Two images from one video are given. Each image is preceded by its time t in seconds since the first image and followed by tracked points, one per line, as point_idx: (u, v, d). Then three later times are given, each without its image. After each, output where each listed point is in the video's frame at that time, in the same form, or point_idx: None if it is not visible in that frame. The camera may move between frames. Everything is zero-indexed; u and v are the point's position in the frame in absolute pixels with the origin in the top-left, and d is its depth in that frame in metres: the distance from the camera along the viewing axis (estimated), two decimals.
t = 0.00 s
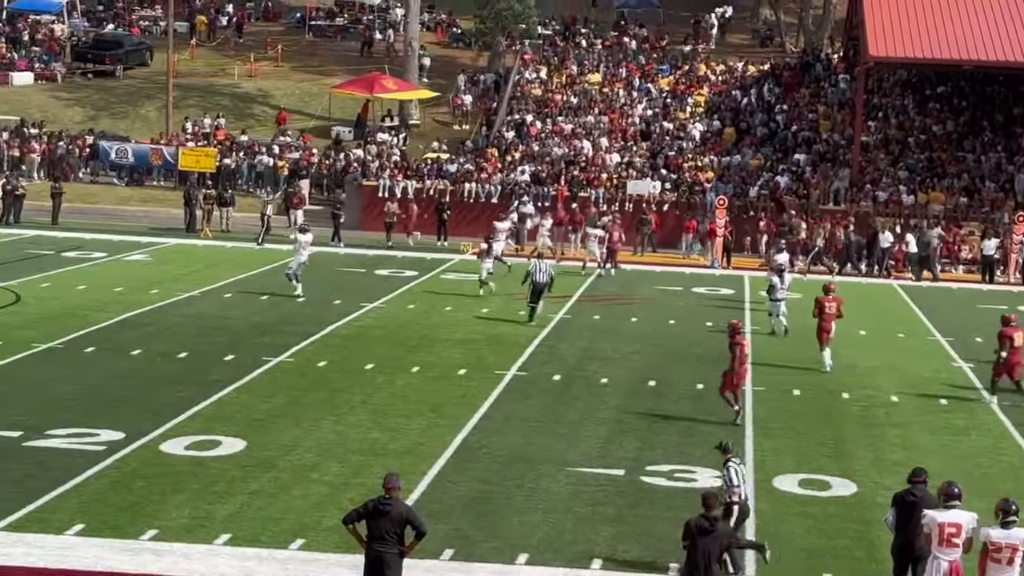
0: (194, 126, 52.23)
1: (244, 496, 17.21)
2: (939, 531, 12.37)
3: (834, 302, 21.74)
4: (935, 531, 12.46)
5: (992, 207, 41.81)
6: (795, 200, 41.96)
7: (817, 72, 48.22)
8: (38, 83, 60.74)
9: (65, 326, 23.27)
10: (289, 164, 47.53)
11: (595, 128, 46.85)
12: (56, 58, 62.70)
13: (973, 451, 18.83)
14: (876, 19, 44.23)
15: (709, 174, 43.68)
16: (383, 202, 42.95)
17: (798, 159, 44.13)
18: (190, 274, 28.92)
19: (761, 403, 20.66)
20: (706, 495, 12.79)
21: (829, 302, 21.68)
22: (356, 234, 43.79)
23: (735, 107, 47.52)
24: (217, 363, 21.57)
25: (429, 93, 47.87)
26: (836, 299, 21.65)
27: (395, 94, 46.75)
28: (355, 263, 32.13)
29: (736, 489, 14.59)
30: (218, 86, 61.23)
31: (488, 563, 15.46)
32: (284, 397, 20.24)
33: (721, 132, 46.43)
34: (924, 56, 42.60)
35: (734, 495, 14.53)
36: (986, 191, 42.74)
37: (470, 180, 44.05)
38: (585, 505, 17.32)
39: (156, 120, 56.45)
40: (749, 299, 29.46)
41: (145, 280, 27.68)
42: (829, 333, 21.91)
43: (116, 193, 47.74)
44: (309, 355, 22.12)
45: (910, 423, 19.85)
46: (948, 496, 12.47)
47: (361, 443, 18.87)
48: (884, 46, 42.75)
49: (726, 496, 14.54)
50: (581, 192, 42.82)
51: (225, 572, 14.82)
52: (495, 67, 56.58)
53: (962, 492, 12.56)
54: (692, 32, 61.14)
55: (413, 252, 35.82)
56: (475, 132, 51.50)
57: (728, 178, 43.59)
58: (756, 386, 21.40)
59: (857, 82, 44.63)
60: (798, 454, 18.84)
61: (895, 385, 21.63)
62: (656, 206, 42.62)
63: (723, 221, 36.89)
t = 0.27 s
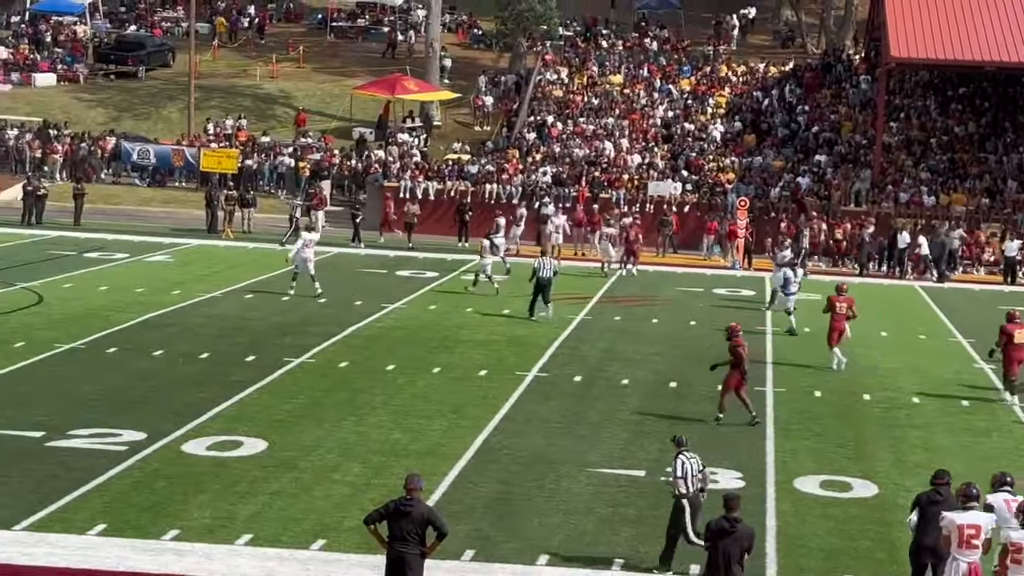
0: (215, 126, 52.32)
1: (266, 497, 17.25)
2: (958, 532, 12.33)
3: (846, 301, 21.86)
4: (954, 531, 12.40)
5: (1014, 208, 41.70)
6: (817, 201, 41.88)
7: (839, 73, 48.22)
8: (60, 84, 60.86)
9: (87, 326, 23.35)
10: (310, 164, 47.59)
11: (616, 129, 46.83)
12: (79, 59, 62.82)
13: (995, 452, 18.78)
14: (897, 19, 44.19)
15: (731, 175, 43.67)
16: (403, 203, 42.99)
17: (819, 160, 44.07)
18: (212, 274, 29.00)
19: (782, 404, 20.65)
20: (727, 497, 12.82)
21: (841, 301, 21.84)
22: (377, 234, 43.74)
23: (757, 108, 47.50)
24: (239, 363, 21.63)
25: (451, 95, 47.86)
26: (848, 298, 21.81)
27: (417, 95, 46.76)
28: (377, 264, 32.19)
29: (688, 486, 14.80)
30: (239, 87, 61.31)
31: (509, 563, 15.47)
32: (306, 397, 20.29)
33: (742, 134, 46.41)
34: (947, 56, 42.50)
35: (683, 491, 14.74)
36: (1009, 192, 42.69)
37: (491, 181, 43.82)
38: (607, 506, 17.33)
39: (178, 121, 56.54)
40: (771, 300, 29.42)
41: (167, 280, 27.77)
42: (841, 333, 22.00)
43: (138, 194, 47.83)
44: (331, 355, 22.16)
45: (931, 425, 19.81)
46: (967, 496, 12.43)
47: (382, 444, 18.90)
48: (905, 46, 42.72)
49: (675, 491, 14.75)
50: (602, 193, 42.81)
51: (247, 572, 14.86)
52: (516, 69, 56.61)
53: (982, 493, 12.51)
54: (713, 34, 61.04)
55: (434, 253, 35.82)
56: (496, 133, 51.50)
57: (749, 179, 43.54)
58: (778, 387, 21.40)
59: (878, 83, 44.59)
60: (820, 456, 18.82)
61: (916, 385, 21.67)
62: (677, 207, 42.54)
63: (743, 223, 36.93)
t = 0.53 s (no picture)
0: (228, 126, 52.38)
1: (280, 497, 17.25)
2: (969, 532, 12.30)
3: (852, 298, 22.12)
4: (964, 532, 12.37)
5: None
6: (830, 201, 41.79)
7: (852, 73, 48.25)
8: (74, 84, 60.91)
9: (101, 326, 23.39)
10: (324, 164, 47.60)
11: (629, 130, 46.79)
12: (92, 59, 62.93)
13: (1008, 452, 18.74)
14: (911, 19, 44.10)
15: (744, 175, 43.62)
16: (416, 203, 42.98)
17: (833, 160, 44.00)
18: (226, 274, 29.03)
19: (797, 404, 20.63)
20: (741, 496, 12.78)
21: (847, 298, 22.05)
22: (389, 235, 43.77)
23: (771, 109, 47.46)
24: (252, 363, 21.64)
25: (464, 94, 47.84)
26: (855, 295, 22.06)
27: (430, 96, 46.78)
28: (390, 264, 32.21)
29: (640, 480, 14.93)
30: (253, 88, 61.37)
31: (522, 563, 15.47)
32: (319, 397, 20.29)
33: (755, 136, 46.35)
34: (961, 57, 42.50)
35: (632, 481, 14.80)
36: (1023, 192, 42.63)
37: (504, 182, 43.53)
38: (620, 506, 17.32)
39: (191, 122, 56.60)
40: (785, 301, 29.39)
41: (181, 280, 27.79)
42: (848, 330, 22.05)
43: (151, 194, 47.87)
44: (344, 355, 22.18)
45: (945, 425, 19.77)
46: (977, 495, 12.38)
47: (396, 444, 18.91)
48: (918, 47, 42.63)
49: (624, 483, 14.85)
50: (615, 194, 42.51)
51: (260, 572, 14.87)
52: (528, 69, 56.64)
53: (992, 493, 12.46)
54: (726, 34, 60.99)
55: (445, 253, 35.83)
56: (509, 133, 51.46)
57: (762, 180, 43.47)
58: (792, 387, 21.38)
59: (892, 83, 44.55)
60: (833, 456, 18.79)
61: (931, 385, 21.69)
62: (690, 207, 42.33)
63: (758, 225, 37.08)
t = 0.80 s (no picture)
0: (232, 126, 52.37)
1: (284, 496, 17.25)
2: (971, 532, 12.32)
3: (849, 297, 22.01)
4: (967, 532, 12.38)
5: None
6: (835, 201, 41.74)
7: (856, 71, 48.16)
8: (79, 84, 60.93)
9: (105, 325, 23.39)
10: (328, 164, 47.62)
11: (633, 130, 46.79)
12: (97, 59, 62.94)
13: (1012, 451, 18.72)
14: (915, 19, 44.03)
15: (748, 175, 43.63)
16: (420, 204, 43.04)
17: (838, 160, 43.99)
18: (230, 273, 29.03)
19: (802, 404, 20.61)
20: (745, 496, 12.71)
21: (844, 298, 21.95)
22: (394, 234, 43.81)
23: (775, 108, 47.44)
24: (256, 363, 21.65)
25: (468, 94, 47.85)
26: (852, 295, 21.95)
27: (434, 95, 46.79)
28: (394, 263, 32.21)
29: (583, 476, 15.01)
30: (257, 87, 61.39)
31: (527, 563, 15.46)
32: (323, 397, 20.29)
33: (760, 137, 46.33)
34: (965, 56, 42.46)
35: (574, 482, 14.97)
36: None
37: (508, 181, 43.72)
38: (624, 506, 17.32)
39: (196, 121, 56.59)
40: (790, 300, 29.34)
41: (185, 280, 27.80)
42: (844, 328, 22.10)
43: (155, 193, 47.89)
44: (348, 355, 22.18)
45: (950, 424, 19.75)
46: (980, 496, 12.36)
47: (400, 443, 18.90)
48: (921, 46, 42.56)
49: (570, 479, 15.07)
50: (620, 191, 42.57)
51: (264, 572, 14.86)
52: (533, 68, 56.59)
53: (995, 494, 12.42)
54: (730, 33, 60.92)
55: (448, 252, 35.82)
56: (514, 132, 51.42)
57: (768, 178, 43.42)
58: (796, 387, 21.37)
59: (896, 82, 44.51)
60: (837, 456, 18.77)
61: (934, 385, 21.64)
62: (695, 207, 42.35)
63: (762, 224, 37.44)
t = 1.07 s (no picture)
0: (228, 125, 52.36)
1: (280, 494, 17.25)
2: (967, 530, 12.30)
3: (841, 292, 22.09)
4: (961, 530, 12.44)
5: None
6: (830, 198, 41.73)
7: (852, 67, 47.98)
8: (75, 82, 60.92)
9: (102, 323, 23.39)
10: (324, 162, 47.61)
11: (629, 128, 46.80)
12: (92, 56, 62.92)
13: (1008, 450, 18.69)
14: (910, 18, 44.01)
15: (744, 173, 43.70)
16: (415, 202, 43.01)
17: (834, 158, 43.99)
18: (226, 271, 29.04)
19: (799, 402, 20.59)
20: (742, 495, 12.71)
21: (836, 292, 22.06)
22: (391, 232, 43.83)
23: (771, 107, 47.46)
24: (252, 361, 21.65)
25: (464, 92, 47.87)
26: (845, 290, 22.04)
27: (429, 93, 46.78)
28: (390, 261, 32.21)
29: (525, 474, 15.00)
30: (253, 85, 61.38)
31: (522, 560, 15.46)
32: (318, 395, 20.29)
33: (755, 135, 46.33)
34: (959, 53, 42.51)
35: (520, 480, 14.93)
36: None
37: (505, 179, 43.69)
38: (621, 504, 17.31)
39: (192, 119, 56.58)
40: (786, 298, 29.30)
41: (182, 278, 27.81)
42: (837, 324, 22.32)
43: (151, 191, 47.88)
44: (345, 353, 22.17)
45: (946, 422, 19.74)
46: (975, 495, 12.50)
47: (396, 441, 18.89)
48: (916, 45, 42.54)
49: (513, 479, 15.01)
50: (614, 190, 42.90)
51: (260, 570, 14.85)
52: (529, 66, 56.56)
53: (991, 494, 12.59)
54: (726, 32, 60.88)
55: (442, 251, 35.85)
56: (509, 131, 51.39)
57: (763, 178, 43.64)
58: (792, 385, 21.37)
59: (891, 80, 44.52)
60: (833, 454, 18.75)
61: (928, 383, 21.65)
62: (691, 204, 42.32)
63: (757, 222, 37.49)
